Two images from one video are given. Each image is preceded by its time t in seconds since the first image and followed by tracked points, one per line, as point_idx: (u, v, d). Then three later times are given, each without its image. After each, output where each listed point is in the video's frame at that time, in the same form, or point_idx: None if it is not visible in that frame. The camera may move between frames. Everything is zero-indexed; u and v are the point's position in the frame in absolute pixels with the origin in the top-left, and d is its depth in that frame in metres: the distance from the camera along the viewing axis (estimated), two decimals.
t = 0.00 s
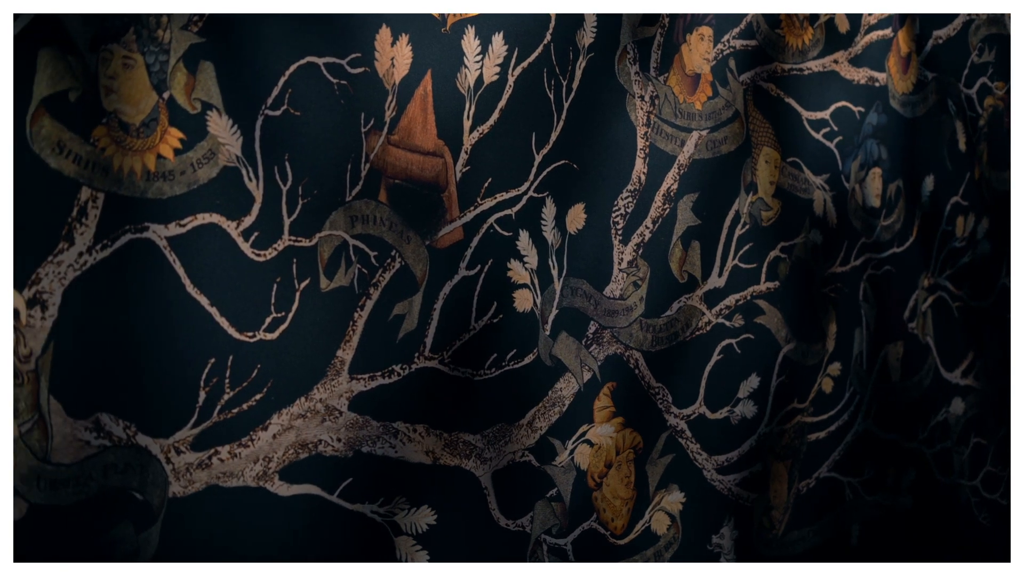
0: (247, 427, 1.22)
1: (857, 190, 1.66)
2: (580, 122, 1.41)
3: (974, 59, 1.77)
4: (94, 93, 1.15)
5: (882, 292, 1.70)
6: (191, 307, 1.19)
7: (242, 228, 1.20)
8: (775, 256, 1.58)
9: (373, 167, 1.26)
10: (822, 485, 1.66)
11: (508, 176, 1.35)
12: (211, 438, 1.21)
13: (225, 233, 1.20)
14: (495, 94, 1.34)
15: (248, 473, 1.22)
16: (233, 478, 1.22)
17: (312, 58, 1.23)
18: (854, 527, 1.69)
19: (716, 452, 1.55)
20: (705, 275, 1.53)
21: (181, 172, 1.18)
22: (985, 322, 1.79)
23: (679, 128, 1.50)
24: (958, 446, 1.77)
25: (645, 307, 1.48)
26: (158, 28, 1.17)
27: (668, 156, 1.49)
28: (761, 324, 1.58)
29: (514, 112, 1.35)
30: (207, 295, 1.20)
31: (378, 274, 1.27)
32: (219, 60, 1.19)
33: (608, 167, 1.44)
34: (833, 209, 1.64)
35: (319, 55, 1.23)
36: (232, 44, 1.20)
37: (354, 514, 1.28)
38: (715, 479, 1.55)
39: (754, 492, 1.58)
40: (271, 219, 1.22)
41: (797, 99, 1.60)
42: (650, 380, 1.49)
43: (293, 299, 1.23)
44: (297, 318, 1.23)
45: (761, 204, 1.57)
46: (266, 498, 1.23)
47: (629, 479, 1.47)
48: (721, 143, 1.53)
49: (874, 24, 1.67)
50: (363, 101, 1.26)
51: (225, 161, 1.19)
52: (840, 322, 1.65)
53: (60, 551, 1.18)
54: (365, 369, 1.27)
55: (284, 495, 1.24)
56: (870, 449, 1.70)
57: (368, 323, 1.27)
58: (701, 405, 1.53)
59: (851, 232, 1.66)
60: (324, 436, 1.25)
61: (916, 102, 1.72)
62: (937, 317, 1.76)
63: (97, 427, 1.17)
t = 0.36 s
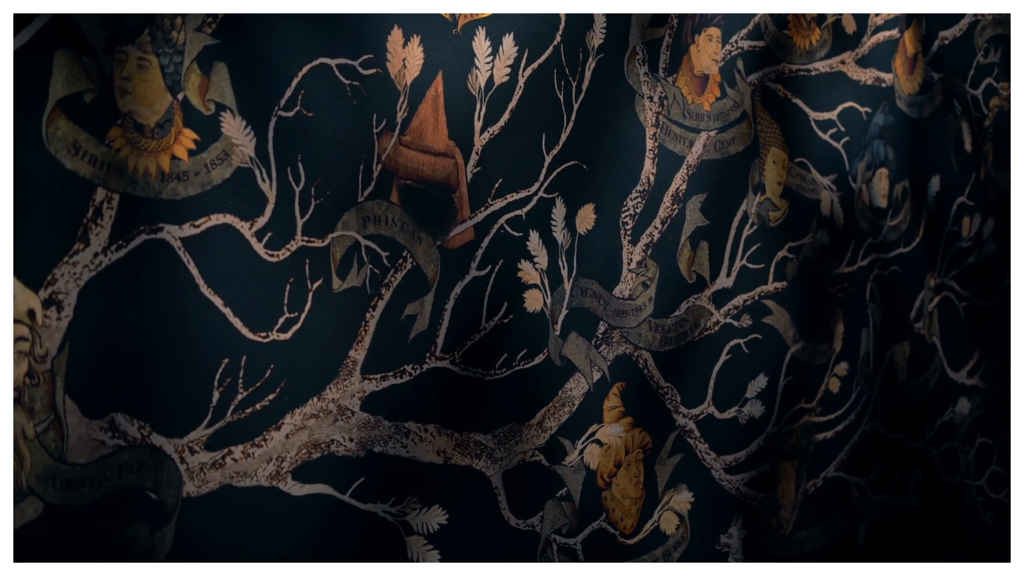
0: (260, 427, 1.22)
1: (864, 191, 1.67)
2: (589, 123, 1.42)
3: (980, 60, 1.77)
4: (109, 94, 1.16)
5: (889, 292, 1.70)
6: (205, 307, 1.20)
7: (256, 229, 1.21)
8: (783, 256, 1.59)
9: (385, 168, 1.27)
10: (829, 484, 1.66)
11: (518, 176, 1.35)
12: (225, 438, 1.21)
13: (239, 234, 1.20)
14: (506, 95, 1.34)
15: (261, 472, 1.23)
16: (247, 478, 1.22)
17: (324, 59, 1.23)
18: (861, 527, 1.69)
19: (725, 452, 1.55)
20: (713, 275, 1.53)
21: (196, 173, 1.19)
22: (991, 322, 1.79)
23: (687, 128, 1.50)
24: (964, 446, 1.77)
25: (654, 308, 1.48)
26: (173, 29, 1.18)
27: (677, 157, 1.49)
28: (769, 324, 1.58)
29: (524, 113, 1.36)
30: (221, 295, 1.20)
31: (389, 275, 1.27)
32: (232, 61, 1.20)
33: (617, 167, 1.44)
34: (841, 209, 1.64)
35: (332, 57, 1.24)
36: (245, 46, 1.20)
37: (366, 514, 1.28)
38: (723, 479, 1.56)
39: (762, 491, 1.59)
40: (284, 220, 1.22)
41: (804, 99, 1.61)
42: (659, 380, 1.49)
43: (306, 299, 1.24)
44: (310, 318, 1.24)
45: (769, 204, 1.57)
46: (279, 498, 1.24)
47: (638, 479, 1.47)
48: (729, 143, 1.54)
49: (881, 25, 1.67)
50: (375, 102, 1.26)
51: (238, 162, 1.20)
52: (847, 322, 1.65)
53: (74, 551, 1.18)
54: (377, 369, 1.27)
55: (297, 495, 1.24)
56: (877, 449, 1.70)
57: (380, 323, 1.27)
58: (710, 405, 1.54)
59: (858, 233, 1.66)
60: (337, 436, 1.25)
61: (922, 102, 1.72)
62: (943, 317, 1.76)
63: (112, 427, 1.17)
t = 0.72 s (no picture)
0: (273, 428, 1.23)
1: (871, 191, 1.67)
2: (599, 124, 1.42)
3: (986, 61, 1.77)
4: (124, 96, 1.16)
5: (896, 293, 1.71)
6: (218, 308, 1.20)
7: (268, 230, 1.21)
8: (790, 256, 1.59)
9: (397, 169, 1.27)
10: (836, 485, 1.67)
11: (529, 178, 1.36)
12: (238, 438, 1.21)
13: (252, 235, 1.21)
14: (516, 96, 1.35)
15: (274, 473, 1.23)
16: (260, 478, 1.23)
17: (336, 61, 1.24)
18: (867, 527, 1.69)
19: (732, 452, 1.56)
20: (721, 276, 1.53)
21: (209, 175, 1.19)
22: (996, 323, 1.80)
23: (696, 129, 1.50)
24: (970, 447, 1.77)
25: (663, 309, 1.49)
26: (187, 31, 1.18)
27: (686, 158, 1.50)
28: (776, 325, 1.58)
29: (534, 114, 1.36)
30: (234, 296, 1.21)
31: (401, 276, 1.28)
32: (245, 63, 1.20)
33: (626, 168, 1.44)
34: (847, 210, 1.65)
35: (344, 58, 1.24)
36: (258, 48, 1.21)
37: (377, 514, 1.28)
38: (731, 479, 1.56)
39: (770, 492, 1.59)
40: (296, 221, 1.22)
41: (812, 100, 1.61)
42: (667, 381, 1.49)
43: (318, 300, 1.24)
44: (322, 319, 1.24)
45: (777, 205, 1.58)
46: (291, 498, 1.24)
47: (647, 479, 1.48)
48: (737, 144, 1.54)
49: (887, 26, 1.67)
50: (387, 104, 1.27)
51: (251, 163, 1.20)
52: (854, 323, 1.66)
53: (89, 551, 1.18)
54: (388, 370, 1.28)
55: (309, 496, 1.25)
56: (883, 450, 1.70)
57: (391, 324, 1.27)
58: (718, 405, 1.54)
59: (865, 233, 1.66)
60: (349, 437, 1.26)
61: (928, 103, 1.72)
62: (949, 318, 1.76)
63: (127, 427, 1.18)
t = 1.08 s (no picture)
0: (285, 428, 1.23)
1: (877, 193, 1.68)
2: (608, 126, 1.42)
3: (991, 62, 1.77)
4: (138, 99, 1.16)
5: (902, 294, 1.71)
6: (231, 309, 1.21)
7: (281, 232, 1.22)
8: (797, 257, 1.60)
9: (408, 171, 1.28)
10: (842, 485, 1.67)
11: (538, 179, 1.36)
12: (251, 438, 1.22)
13: (264, 237, 1.21)
14: (526, 98, 1.35)
15: (286, 473, 1.24)
16: (272, 478, 1.23)
17: (348, 63, 1.24)
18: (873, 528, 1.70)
19: (739, 453, 1.56)
20: (729, 277, 1.54)
21: (222, 176, 1.19)
22: (1001, 324, 1.80)
23: (704, 131, 1.51)
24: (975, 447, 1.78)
25: (671, 310, 1.49)
26: (200, 33, 1.19)
27: (694, 159, 1.50)
28: (784, 325, 1.59)
29: (544, 116, 1.37)
30: (247, 297, 1.21)
31: (412, 277, 1.28)
32: (257, 65, 1.21)
33: (634, 170, 1.45)
34: (854, 211, 1.65)
35: (356, 61, 1.25)
36: (271, 50, 1.21)
37: (388, 515, 1.29)
38: (738, 480, 1.57)
39: (777, 492, 1.60)
40: (309, 222, 1.23)
41: (818, 102, 1.62)
42: (675, 382, 1.50)
43: (330, 301, 1.24)
44: (334, 321, 1.25)
45: (784, 206, 1.58)
46: (303, 498, 1.25)
47: (655, 480, 1.48)
48: (745, 146, 1.54)
49: (894, 27, 1.67)
50: (398, 106, 1.27)
51: (264, 165, 1.21)
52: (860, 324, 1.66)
53: (103, 552, 1.19)
54: (399, 371, 1.28)
55: (320, 496, 1.25)
56: (889, 450, 1.71)
57: (402, 325, 1.28)
58: (725, 406, 1.55)
59: (871, 234, 1.67)
60: (360, 438, 1.26)
61: (934, 104, 1.72)
62: (955, 319, 1.77)
63: (141, 428, 1.18)
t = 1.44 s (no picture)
0: (296, 429, 1.24)
1: (883, 193, 1.68)
2: (616, 127, 1.43)
3: (996, 62, 1.77)
4: (151, 101, 1.17)
5: (908, 294, 1.71)
6: (243, 310, 1.21)
7: (292, 233, 1.22)
8: (804, 258, 1.60)
9: (418, 172, 1.28)
10: (848, 485, 1.68)
11: (547, 180, 1.37)
12: (263, 439, 1.22)
13: (276, 238, 1.22)
14: (535, 99, 1.36)
15: (298, 474, 1.24)
16: (283, 479, 1.23)
17: (359, 65, 1.25)
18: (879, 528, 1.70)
19: (746, 453, 1.57)
20: (736, 277, 1.54)
21: (234, 178, 1.20)
22: (1006, 324, 1.80)
23: (711, 132, 1.51)
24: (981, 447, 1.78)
25: (678, 310, 1.49)
26: (212, 36, 1.19)
27: (701, 160, 1.50)
28: (791, 326, 1.59)
29: (553, 117, 1.37)
30: (259, 299, 1.21)
31: (422, 278, 1.29)
32: (268, 67, 1.21)
33: (642, 171, 1.45)
34: (860, 211, 1.65)
35: (366, 62, 1.25)
36: (282, 52, 1.22)
37: (398, 515, 1.30)
38: (745, 480, 1.57)
39: (784, 492, 1.60)
40: (320, 224, 1.23)
41: (825, 103, 1.62)
42: (682, 382, 1.50)
43: (341, 301, 1.25)
44: (345, 322, 1.25)
45: (790, 207, 1.59)
46: (314, 499, 1.25)
47: (663, 480, 1.48)
48: (752, 147, 1.55)
49: (899, 28, 1.68)
50: (408, 107, 1.27)
51: (276, 166, 1.21)
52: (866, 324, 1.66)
53: (116, 552, 1.19)
54: (409, 372, 1.29)
55: (332, 496, 1.26)
56: (895, 450, 1.71)
57: (412, 326, 1.28)
58: (733, 406, 1.55)
59: (877, 234, 1.67)
60: (371, 438, 1.27)
61: (939, 105, 1.73)
62: (960, 319, 1.77)
63: (154, 429, 1.19)
